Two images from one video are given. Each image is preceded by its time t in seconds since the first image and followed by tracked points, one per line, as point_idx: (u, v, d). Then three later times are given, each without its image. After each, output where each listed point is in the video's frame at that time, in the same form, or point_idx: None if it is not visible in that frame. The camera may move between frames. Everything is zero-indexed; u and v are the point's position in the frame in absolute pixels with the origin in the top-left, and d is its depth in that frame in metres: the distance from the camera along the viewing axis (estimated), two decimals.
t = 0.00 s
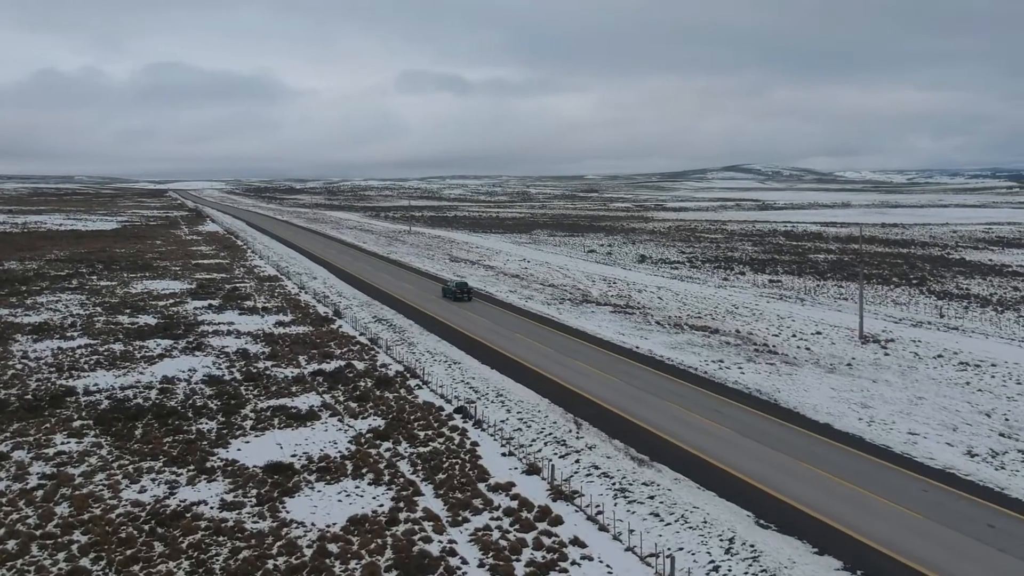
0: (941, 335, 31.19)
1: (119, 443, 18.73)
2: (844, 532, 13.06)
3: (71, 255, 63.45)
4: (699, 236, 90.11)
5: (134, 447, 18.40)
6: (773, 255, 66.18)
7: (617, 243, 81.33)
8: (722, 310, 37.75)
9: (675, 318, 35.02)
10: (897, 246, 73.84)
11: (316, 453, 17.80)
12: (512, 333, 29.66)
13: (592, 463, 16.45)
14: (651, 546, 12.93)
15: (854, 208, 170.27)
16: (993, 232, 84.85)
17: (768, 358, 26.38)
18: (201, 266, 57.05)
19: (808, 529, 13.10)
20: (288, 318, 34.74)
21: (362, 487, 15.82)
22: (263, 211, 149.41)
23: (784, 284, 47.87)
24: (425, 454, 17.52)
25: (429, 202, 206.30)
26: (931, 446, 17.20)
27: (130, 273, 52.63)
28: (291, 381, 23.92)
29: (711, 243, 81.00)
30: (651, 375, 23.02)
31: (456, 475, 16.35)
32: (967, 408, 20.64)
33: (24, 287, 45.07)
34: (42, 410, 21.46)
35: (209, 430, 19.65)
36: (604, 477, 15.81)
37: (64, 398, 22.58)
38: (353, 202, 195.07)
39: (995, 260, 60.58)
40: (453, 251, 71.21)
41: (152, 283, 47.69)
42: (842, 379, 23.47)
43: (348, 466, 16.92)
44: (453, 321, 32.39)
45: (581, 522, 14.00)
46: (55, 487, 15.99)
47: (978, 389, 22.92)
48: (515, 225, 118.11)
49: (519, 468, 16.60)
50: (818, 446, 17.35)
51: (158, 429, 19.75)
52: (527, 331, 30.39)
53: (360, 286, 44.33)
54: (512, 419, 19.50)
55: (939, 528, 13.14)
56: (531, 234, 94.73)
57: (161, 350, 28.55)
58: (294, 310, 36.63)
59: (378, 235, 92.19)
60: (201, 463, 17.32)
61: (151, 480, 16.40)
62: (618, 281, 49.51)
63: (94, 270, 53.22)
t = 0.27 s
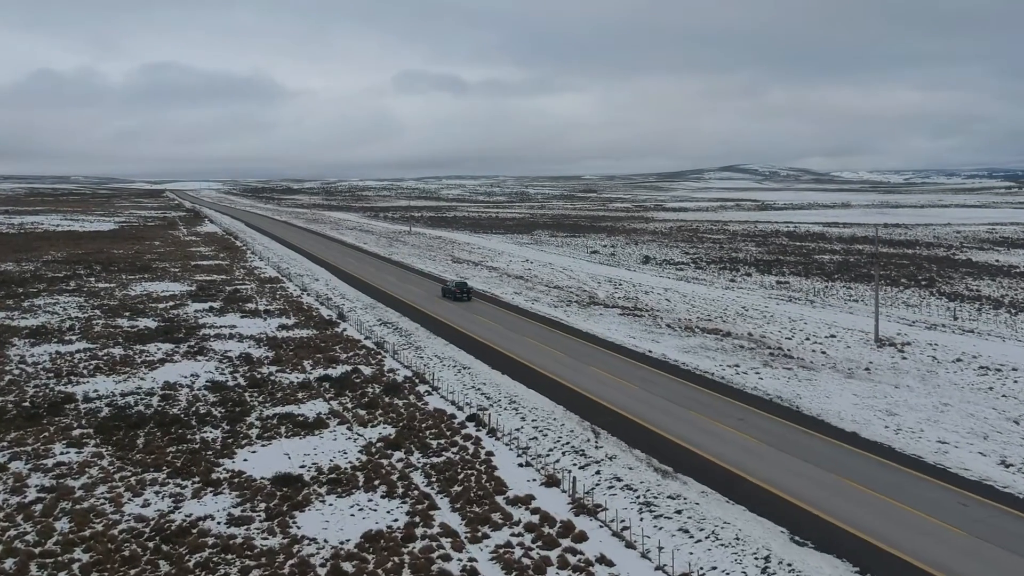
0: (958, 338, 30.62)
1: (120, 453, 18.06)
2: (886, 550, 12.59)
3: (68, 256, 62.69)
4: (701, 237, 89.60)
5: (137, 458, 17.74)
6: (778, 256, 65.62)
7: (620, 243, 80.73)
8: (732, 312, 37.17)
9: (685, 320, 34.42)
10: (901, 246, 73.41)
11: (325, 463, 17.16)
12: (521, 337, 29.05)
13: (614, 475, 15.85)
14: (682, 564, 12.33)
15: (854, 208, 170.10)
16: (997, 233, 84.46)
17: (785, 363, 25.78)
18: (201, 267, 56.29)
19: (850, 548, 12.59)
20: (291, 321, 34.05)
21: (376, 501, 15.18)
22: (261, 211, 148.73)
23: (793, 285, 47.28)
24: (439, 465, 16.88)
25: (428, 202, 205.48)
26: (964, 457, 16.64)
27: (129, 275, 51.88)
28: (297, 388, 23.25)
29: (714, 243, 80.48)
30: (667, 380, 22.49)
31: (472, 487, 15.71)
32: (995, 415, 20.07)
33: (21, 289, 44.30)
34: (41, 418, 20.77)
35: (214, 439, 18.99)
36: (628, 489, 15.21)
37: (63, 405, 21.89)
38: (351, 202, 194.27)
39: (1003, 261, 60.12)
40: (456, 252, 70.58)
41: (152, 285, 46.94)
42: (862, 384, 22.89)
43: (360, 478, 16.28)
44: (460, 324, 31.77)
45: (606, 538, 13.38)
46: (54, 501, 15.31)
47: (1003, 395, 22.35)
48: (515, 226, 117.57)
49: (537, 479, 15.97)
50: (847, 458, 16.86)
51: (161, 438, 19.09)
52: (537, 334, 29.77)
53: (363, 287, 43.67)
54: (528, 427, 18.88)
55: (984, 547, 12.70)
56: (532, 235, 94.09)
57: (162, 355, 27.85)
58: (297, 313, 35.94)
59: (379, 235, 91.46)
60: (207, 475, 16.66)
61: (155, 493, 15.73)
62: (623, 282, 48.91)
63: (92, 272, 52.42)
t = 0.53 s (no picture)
0: (976, 342, 30.03)
1: (122, 464, 17.39)
2: (932, 568, 12.09)
3: (67, 257, 61.97)
4: (705, 237, 89.04)
5: (140, 469, 17.08)
6: (784, 257, 65.04)
7: (623, 244, 80.15)
8: (743, 315, 36.57)
9: (697, 323, 33.80)
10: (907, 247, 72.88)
11: (336, 475, 16.53)
12: (532, 341, 28.43)
13: (638, 487, 15.21)
14: None
15: (855, 209, 169.88)
16: (1003, 233, 83.97)
17: (803, 368, 25.14)
18: (201, 269, 55.61)
19: (896, 567, 12.05)
20: (295, 324, 33.37)
21: (391, 515, 14.53)
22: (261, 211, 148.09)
23: (802, 287, 46.68)
24: (455, 476, 16.25)
25: (427, 202, 204.84)
26: (1000, 469, 16.05)
27: (128, 276, 51.18)
28: (304, 394, 22.59)
29: (718, 244, 79.90)
30: (685, 386, 21.93)
31: (490, 500, 15.08)
32: None
33: (19, 291, 43.62)
34: (40, 426, 20.10)
35: (220, 449, 18.33)
36: (654, 502, 14.59)
37: (63, 412, 21.23)
38: (351, 202, 193.59)
39: (1011, 262, 59.60)
40: (458, 252, 69.95)
41: (152, 287, 46.24)
42: (885, 390, 22.27)
43: (373, 491, 15.64)
44: (468, 328, 31.13)
45: (636, 555, 12.74)
46: (54, 516, 14.64)
47: None
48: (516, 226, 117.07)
49: (558, 492, 15.33)
50: (879, 468, 16.34)
51: (164, 447, 18.43)
52: (548, 338, 29.15)
53: (367, 290, 43.02)
54: (545, 436, 18.25)
55: None
56: (534, 235, 93.46)
57: (164, 359, 27.17)
58: (300, 316, 35.25)
59: (380, 236, 90.79)
60: (213, 487, 16.00)
61: (159, 508, 15.08)
62: (630, 284, 48.29)
63: (90, 273, 51.70)
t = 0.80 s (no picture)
0: (999, 346, 29.34)
1: (127, 475, 16.76)
2: None
3: (67, 258, 61.34)
4: (710, 238, 88.36)
5: (146, 481, 16.44)
6: (792, 258, 64.43)
7: (629, 244, 79.46)
8: (757, 317, 35.89)
9: (711, 326, 33.13)
10: (915, 247, 72.25)
11: (350, 487, 15.89)
12: (544, 345, 27.79)
13: (666, 500, 14.57)
14: None
15: (858, 208, 169.28)
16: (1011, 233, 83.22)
17: (825, 373, 24.47)
18: (204, 270, 54.96)
19: None
20: (301, 327, 32.71)
21: (409, 531, 13.90)
22: (262, 211, 147.47)
23: (814, 289, 46.00)
24: (474, 489, 15.60)
25: (429, 202, 204.21)
26: None
27: (130, 278, 50.55)
28: (313, 401, 21.94)
29: (724, 244, 79.24)
30: (706, 392, 21.32)
31: (512, 515, 14.42)
32: None
33: (19, 293, 42.98)
34: (41, 435, 19.46)
35: (228, 460, 17.70)
36: (685, 517, 13.96)
37: (65, 420, 20.59)
38: (352, 202, 192.98)
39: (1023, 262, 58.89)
40: (463, 253, 69.29)
41: (154, 289, 45.61)
42: (912, 396, 21.62)
43: (390, 505, 15.01)
44: (478, 331, 30.48)
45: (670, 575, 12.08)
46: (56, 532, 14.01)
47: None
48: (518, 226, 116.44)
49: (583, 506, 14.68)
50: (916, 479, 15.74)
51: (171, 457, 17.79)
52: (560, 341, 28.51)
53: (372, 292, 42.38)
54: (565, 446, 17.61)
55: None
56: (538, 236, 92.74)
57: (169, 364, 26.53)
58: (306, 319, 34.59)
59: (383, 236, 90.19)
60: (223, 501, 15.37)
61: (167, 523, 14.45)
62: (639, 285, 47.63)
63: (92, 275, 51.09)
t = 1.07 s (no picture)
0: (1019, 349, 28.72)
1: (131, 488, 16.12)
2: None
3: (66, 260, 60.62)
4: (714, 238, 87.76)
5: (150, 494, 15.80)
6: (798, 259, 63.83)
7: (632, 245, 78.85)
8: (769, 320, 35.26)
9: (723, 329, 32.50)
10: (922, 248, 71.65)
11: (364, 501, 15.26)
12: (556, 349, 27.17)
13: (696, 514, 13.95)
14: None
15: (858, 208, 169.00)
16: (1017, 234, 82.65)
17: (846, 378, 23.86)
18: (204, 272, 54.28)
19: None
20: (306, 331, 32.04)
21: (428, 548, 13.26)
22: (262, 212, 146.80)
23: (824, 290, 45.37)
24: (493, 503, 14.97)
25: (429, 202, 203.52)
26: None
27: (130, 279, 49.86)
28: (321, 408, 21.29)
29: (728, 245, 78.61)
30: (727, 400, 20.66)
31: (534, 531, 13.78)
32: None
33: (17, 296, 42.28)
34: (41, 444, 18.80)
35: (235, 471, 17.05)
36: (716, 532, 13.33)
37: (66, 429, 19.93)
38: (351, 203, 192.27)
39: None
40: (466, 254, 68.66)
41: (155, 290, 44.91)
42: (938, 402, 21.01)
43: (406, 519, 14.37)
44: (487, 335, 29.83)
45: None
46: (57, 549, 13.35)
47: None
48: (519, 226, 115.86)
49: (609, 520, 14.05)
50: (952, 490, 15.11)
51: (176, 469, 17.14)
52: (572, 345, 27.90)
53: (377, 294, 41.73)
54: (586, 456, 16.97)
55: None
56: (541, 236, 92.08)
57: (171, 370, 25.86)
58: (310, 322, 33.91)
59: (384, 237, 89.51)
60: (231, 515, 14.72)
61: (173, 540, 13.79)
62: (646, 287, 47.00)
63: (91, 277, 50.36)
